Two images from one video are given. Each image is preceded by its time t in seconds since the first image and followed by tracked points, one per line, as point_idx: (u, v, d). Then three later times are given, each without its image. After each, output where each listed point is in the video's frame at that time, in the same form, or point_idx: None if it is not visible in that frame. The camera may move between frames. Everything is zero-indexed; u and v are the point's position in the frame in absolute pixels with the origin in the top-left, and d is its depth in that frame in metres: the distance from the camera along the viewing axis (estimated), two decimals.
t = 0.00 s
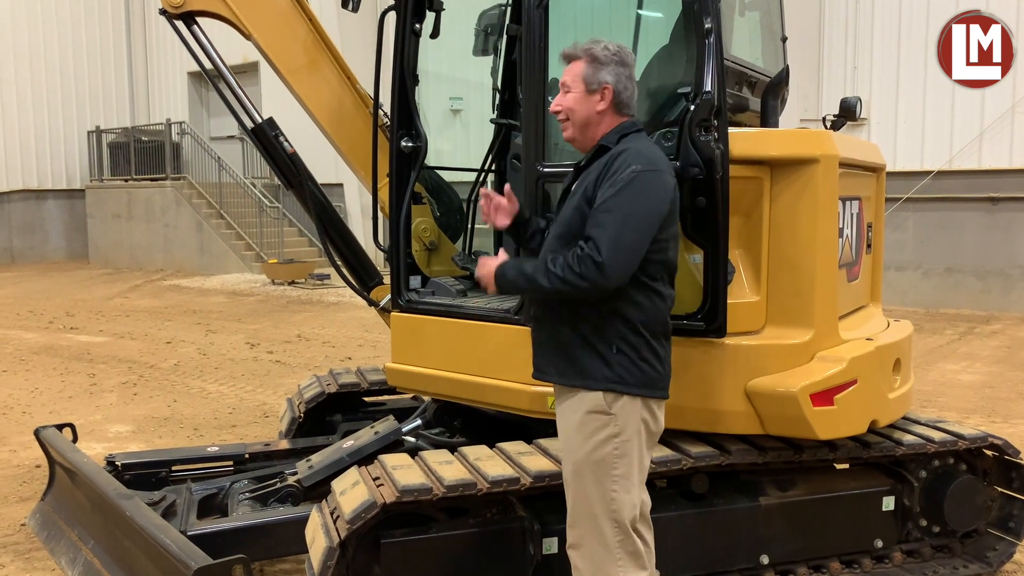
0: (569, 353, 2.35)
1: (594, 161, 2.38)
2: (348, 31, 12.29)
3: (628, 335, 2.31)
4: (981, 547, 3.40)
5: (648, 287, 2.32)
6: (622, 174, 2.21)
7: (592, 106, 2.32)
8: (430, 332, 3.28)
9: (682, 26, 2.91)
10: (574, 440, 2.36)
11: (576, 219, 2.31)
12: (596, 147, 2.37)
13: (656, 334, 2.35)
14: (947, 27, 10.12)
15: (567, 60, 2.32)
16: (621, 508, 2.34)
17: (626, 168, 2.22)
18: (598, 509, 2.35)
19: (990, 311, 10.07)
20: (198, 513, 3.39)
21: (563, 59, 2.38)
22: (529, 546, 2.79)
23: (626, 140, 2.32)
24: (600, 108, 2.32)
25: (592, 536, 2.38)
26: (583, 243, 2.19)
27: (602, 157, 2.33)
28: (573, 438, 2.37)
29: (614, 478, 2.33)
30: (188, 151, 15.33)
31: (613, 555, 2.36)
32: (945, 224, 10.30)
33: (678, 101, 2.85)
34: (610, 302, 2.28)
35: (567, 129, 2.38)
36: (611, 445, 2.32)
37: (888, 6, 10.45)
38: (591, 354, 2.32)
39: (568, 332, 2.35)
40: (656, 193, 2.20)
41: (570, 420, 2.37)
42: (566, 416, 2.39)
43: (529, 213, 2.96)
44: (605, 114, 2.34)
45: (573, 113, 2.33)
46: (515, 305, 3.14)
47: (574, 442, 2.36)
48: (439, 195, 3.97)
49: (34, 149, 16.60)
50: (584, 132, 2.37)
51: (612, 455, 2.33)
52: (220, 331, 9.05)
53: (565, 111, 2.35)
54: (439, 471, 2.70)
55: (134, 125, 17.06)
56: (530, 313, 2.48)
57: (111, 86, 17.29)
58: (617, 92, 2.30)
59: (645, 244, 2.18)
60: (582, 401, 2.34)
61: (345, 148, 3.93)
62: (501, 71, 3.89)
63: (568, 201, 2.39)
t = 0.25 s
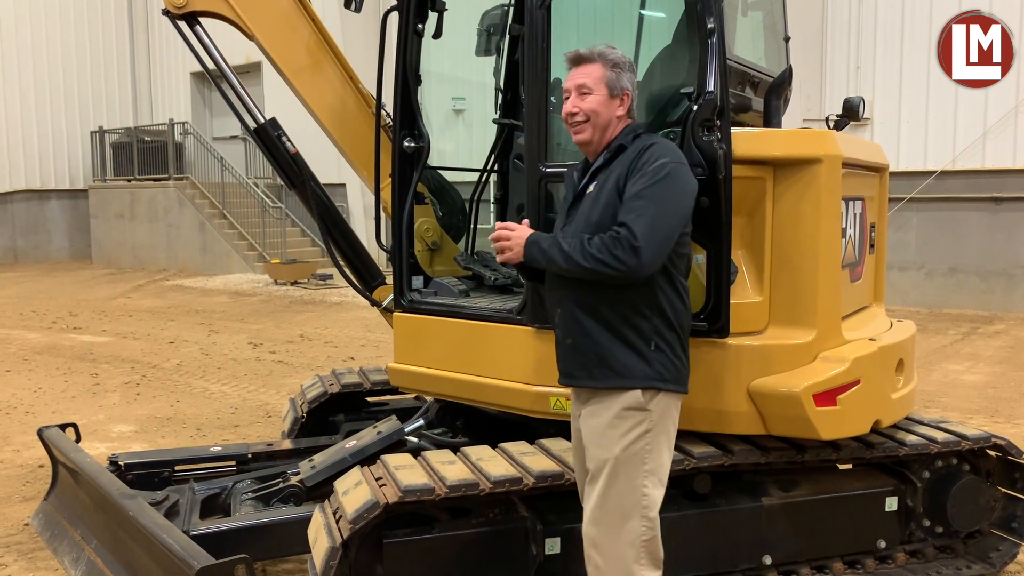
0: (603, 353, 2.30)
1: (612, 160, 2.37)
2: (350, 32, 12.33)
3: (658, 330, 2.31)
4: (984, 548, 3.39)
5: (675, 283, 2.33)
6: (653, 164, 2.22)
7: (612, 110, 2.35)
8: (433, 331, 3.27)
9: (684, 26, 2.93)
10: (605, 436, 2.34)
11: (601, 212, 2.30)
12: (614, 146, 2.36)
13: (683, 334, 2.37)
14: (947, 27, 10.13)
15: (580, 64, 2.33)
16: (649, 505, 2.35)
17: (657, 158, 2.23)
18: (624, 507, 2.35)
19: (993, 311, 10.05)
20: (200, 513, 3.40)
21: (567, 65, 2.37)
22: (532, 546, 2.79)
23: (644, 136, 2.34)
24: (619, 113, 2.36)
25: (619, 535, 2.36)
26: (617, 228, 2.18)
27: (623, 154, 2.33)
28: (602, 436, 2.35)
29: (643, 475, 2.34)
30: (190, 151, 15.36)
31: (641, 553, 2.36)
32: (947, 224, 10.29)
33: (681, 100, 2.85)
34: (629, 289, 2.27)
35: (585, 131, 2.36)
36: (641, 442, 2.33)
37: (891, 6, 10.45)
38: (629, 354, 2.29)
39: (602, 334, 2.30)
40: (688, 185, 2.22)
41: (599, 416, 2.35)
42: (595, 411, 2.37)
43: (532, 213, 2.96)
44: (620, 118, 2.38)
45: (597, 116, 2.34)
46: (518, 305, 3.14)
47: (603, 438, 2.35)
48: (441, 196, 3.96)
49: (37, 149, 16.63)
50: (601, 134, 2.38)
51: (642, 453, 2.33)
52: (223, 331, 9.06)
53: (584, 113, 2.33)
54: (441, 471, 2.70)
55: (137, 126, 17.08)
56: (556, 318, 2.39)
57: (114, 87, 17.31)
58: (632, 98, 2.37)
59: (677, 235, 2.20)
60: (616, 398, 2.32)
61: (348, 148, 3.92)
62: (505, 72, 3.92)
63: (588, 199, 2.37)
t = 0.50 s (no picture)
0: (628, 355, 2.27)
1: (631, 161, 2.37)
2: (351, 32, 12.33)
3: (677, 330, 2.31)
4: (985, 548, 3.39)
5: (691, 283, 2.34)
6: (683, 163, 2.23)
7: (631, 111, 2.35)
8: (434, 332, 3.28)
9: (684, 27, 2.93)
10: (635, 437, 2.29)
11: (627, 212, 2.28)
12: (635, 146, 2.36)
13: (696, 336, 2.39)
14: (947, 27, 10.13)
15: (596, 63, 2.31)
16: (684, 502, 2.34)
17: (685, 158, 2.24)
18: (662, 507, 2.31)
19: (994, 311, 10.05)
20: (202, 514, 3.40)
21: (580, 65, 2.35)
22: (532, 547, 2.80)
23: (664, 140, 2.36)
24: (637, 113, 2.36)
25: (659, 536, 2.33)
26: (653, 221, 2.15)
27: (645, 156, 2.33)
28: (628, 439, 2.31)
29: (673, 473, 2.33)
30: (191, 152, 15.36)
31: (684, 549, 2.34)
32: (948, 224, 10.29)
33: (682, 101, 2.85)
34: (653, 287, 2.24)
35: (605, 131, 2.35)
36: (669, 440, 2.31)
37: (891, 7, 10.44)
38: (654, 356, 2.28)
39: (626, 335, 2.27)
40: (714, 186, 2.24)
41: (626, 419, 2.31)
42: (620, 414, 2.32)
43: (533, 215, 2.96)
44: (637, 119, 2.39)
45: (617, 116, 2.33)
46: (518, 306, 3.14)
47: (633, 440, 2.29)
48: (442, 197, 3.96)
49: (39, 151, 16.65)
50: (620, 135, 2.37)
51: (669, 451, 2.32)
52: (224, 331, 9.06)
53: (606, 113, 2.32)
54: (442, 472, 2.71)
55: (138, 127, 17.09)
56: (575, 320, 2.35)
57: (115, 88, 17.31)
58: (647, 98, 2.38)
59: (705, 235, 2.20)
60: (640, 400, 2.29)
61: (349, 149, 3.93)
62: (505, 73, 3.96)
63: (609, 200, 2.34)
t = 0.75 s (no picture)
0: (653, 361, 2.20)
1: (658, 161, 2.29)
2: (350, 34, 12.34)
3: (702, 336, 2.26)
4: (984, 548, 3.39)
5: (711, 290, 2.29)
6: (715, 163, 2.18)
7: (657, 110, 2.28)
8: (434, 333, 3.27)
9: (683, 29, 2.93)
10: (673, 450, 2.22)
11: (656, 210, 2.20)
12: (660, 146, 2.29)
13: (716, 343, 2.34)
14: (948, 27, 10.14)
15: (621, 60, 2.24)
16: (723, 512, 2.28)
17: (717, 159, 2.20)
18: (702, 519, 2.25)
19: (993, 312, 10.06)
20: (201, 515, 3.40)
21: (605, 62, 2.27)
22: (531, 548, 2.80)
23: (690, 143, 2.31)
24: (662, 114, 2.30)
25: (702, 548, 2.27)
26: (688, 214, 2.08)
27: (673, 156, 2.26)
28: (664, 450, 2.23)
29: (713, 484, 2.26)
30: (190, 154, 15.37)
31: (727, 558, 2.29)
32: (947, 225, 10.30)
33: (681, 103, 2.86)
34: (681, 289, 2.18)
35: (632, 132, 2.27)
36: (708, 451, 2.24)
37: (890, 8, 10.46)
38: (678, 363, 2.21)
39: (653, 339, 2.20)
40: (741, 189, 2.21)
41: (662, 432, 2.22)
42: (655, 427, 2.23)
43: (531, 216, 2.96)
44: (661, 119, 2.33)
45: (645, 117, 2.26)
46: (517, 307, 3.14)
47: (670, 453, 2.21)
48: (441, 198, 3.98)
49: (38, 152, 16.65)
50: (645, 136, 2.30)
51: (709, 462, 2.24)
52: (223, 333, 9.06)
53: (633, 113, 2.25)
54: (441, 473, 2.70)
55: (137, 128, 17.08)
56: (597, 322, 2.25)
57: (114, 89, 17.31)
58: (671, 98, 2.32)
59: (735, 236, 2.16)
60: (673, 409, 2.21)
61: (348, 150, 3.93)
62: (504, 74, 3.95)
63: (635, 199, 2.25)
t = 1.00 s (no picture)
0: (683, 368, 2.16)
1: (687, 160, 2.20)
2: (348, 35, 12.31)
3: (730, 339, 2.23)
4: (983, 548, 3.39)
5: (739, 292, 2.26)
6: (747, 163, 2.12)
7: (680, 106, 2.22)
8: (432, 333, 3.27)
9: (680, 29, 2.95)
10: (698, 458, 2.19)
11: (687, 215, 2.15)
12: (686, 144, 2.21)
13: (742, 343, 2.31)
14: (947, 27, 10.12)
15: (642, 56, 2.18)
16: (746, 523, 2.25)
17: (748, 158, 2.14)
18: (725, 529, 2.21)
19: (990, 312, 10.07)
20: (198, 517, 3.39)
21: (625, 58, 2.21)
22: (530, 548, 2.80)
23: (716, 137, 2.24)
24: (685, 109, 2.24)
25: (725, 559, 2.23)
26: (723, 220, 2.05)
27: (703, 154, 2.18)
28: (691, 457, 2.20)
29: (738, 493, 2.22)
30: (188, 155, 15.36)
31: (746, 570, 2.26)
32: (944, 225, 10.31)
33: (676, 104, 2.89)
34: (712, 297, 2.15)
35: (655, 131, 2.20)
36: (733, 459, 2.20)
37: (888, 9, 10.46)
38: (707, 369, 2.18)
39: (683, 346, 2.16)
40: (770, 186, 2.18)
41: (688, 439, 2.19)
42: (682, 434, 2.20)
43: (529, 216, 2.97)
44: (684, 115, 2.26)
45: (667, 114, 2.19)
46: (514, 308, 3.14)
47: (695, 461, 2.19)
48: (439, 199, 3.93)
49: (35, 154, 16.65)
50: (670, 134, 2.23)
51: (734, 471, 2.21)
52: (221, 334, 9.04)
53: (656, 111, 2.18)
54: (439, 474, 2.70)
55: (134, 129, 17.07)
56: (623, 329, 2.22)
57: (111, 90, 17.28)
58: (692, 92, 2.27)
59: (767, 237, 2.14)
60: (701, 416, 2.18)
61: (345, 151, 3.93)
62: (502, 75, 3.96)
63: (662, 202, 2.18)
